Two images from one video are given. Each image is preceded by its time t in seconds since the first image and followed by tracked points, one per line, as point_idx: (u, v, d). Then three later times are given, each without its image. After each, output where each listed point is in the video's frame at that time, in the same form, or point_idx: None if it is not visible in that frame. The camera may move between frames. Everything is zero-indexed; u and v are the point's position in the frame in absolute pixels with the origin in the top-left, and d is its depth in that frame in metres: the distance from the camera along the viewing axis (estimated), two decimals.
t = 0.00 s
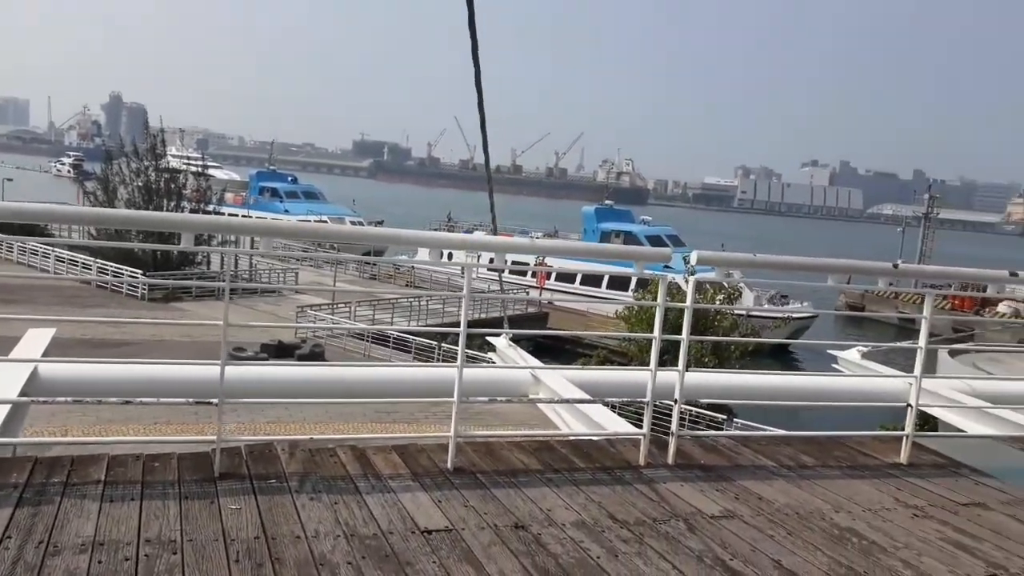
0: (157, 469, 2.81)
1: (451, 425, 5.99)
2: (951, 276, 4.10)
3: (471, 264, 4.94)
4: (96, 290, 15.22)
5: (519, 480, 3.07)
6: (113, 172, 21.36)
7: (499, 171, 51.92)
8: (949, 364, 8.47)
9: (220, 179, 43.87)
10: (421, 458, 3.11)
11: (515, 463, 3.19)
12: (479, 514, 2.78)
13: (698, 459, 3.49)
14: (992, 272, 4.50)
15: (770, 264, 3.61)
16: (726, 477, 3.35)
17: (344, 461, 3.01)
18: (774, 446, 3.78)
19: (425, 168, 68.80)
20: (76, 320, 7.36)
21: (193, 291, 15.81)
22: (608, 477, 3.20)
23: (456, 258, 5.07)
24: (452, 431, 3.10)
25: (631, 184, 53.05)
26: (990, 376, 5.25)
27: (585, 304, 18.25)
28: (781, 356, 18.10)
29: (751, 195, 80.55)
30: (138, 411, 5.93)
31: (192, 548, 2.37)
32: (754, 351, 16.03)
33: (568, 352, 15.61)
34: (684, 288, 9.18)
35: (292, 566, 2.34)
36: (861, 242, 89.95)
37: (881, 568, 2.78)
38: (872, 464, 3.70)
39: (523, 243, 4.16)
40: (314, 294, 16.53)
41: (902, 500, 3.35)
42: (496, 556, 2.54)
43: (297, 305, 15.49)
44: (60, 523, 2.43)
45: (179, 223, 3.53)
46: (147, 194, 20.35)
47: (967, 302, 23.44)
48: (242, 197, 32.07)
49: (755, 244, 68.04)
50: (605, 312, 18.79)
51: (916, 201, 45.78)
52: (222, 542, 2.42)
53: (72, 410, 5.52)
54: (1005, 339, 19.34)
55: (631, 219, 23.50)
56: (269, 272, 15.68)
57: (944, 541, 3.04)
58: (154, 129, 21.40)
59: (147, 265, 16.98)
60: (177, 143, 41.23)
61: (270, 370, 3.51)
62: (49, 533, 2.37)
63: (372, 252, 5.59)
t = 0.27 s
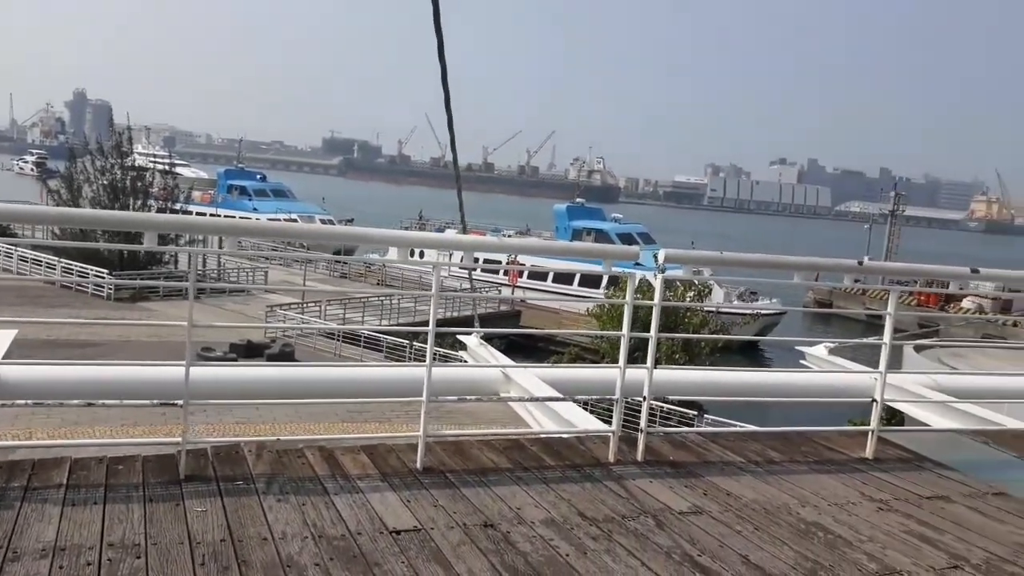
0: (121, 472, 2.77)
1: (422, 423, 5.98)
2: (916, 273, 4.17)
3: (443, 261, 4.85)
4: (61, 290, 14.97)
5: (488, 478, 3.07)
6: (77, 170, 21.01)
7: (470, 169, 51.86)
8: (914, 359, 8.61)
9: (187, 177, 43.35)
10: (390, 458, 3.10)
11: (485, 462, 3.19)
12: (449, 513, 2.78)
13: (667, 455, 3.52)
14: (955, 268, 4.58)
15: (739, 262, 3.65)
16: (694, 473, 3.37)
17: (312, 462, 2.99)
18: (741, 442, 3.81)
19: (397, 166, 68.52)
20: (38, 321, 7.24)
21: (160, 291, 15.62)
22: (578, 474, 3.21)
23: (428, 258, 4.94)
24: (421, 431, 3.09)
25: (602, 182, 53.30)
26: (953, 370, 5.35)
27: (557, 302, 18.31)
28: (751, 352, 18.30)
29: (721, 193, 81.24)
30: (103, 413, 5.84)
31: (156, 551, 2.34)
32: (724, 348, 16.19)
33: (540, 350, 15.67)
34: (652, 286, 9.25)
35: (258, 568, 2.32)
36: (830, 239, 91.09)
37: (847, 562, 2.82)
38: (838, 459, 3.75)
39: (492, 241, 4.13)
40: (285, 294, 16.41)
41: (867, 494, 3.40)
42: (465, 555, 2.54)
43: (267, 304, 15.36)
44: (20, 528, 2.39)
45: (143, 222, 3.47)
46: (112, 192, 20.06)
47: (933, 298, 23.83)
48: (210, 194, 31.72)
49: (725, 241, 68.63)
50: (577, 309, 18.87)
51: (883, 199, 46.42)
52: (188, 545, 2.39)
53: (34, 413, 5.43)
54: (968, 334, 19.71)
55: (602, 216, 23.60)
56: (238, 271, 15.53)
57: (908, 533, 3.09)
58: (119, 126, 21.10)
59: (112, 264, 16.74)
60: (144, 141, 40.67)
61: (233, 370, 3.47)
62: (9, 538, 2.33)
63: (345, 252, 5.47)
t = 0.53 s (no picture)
0: (89, 474, 2.74)
1: (396, 422, 5.96)
2: (885, 270, 4.21)
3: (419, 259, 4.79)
4: (30, 291, 14.74)
5: (463, 477, 3.07)
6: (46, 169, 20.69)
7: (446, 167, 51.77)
8: (885, 354, 8.73)
9: (159, 176, 42.86)
10: (363, 458, 3.10)
11: (459, 461, 3.20)
12: (422, 512, 2.77)
13: (641, 452, 3.54)
14: (925, 265, 4.64)
15: (710, 260, 3.68)
16: (668, 469, 3.40)
17: (284, 462, 2.98)
18: (714, 438, 3.85)
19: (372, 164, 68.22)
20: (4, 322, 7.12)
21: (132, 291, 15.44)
22: (552, 472, 3.22)
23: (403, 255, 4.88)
24: (395, 430, 3.08)
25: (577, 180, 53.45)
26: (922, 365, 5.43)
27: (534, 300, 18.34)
28: (726, 348, 18.45)
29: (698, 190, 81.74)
30: (71, 414, 5.76)
31: (125, 554, 2.31)
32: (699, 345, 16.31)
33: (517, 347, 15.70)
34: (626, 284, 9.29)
35: (228, 570, 2.30)
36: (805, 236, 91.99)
37: (818, 556, 2.85)
38: (809, 454, 3.79)
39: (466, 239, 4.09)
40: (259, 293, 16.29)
41: (838, 489, 3.44)
42: (439, 554, 2.53)
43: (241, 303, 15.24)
44: None
45: (113, 221, 3.42)
46: (82, 191, 19.78)
47: (905, 294, 24.13)
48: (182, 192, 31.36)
49: (701, 238, 69.07)
50: (553, 307, 18.92)
51: (854, 197, 46.97)
52: (157, 548, 2.37)
53: None
54: (937, 329, 20.01)
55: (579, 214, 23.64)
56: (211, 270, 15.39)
57: (877, 527, 3.14)
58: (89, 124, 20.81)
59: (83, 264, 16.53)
60: (114, 139, 40.15)
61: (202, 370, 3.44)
62: None
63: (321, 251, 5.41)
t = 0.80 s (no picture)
0: (55, 476, 2.70)
1: (370, 421, 5.94)
2: (856, 265, 4.25)
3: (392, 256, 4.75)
4: None
5: (435, 475, 3.07)
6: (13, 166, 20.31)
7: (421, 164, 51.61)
8: (856, 350, 8.84)
9: (130, 173, 42.34)
10: (334, 457, 3.08)
11: (431, 459, 3.19)
12: (395, 511, 2.77)
13: (614, 448, 3.56)
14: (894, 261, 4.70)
15: (683, 256, 3.70)
16: (641, 465, 3.41)
17: (255, 462, 2.97)
18: (687, 434, 3.87)
19: (348, 161, 67.85)
20: None
21: (103, 290, 15.23)
22: (526, 469, 3.22)
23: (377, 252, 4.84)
24: (367, 429, 3.07)
25: (553, 177, 53.53)
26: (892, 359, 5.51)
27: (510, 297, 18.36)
28: (701, 344, 18.60)
29: (674, 187, 82.14)
30: (38, 416, 5.67)
31: (91, 558, 2.28)
32: (674, 341, 16.44)
33: (493, 344, 15.73)
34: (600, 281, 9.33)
35: (197, 572, 2.28)
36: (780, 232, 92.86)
37: (789, 550, 2.88)
38: (781, 449, 3.83)
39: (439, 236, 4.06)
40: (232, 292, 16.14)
41: (809, 483, 3.48)
42: (410, 553, 2.53)
43: (214, 302, 15.09)
44: None
45: (80, 219, 3.37)
46: (51, 188, 19.46)
47: (876, 290, 24.48)
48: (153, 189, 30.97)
49: (677, 235, 69.44)
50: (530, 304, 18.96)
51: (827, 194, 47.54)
52: (125, 550, 2.34)
53: None
54: (908, 323, 20.31)
55: (555, 211, 23.68)
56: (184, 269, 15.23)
57: (847, 520, 3.17)
58: (57, 121, 20.47)
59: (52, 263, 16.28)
60: (84, 135, 39.58)
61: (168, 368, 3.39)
62: None
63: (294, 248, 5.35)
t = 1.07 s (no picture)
0: (22, 478, 2.68)
1: (344, 420, 5.93)
2: (827, 263, 4.29)
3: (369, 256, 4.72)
4: None
5: (409, 474, 3.08)
6: None
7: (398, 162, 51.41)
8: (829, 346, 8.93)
9: (102, 171, 41.79)
10: (307, 457, 3.08)
11: (405, 458, 3.20)
12: (367, 510, 2.77)
13: (588, 446, 3.58)
14: (864, 257, 4.76)
15: (656, 254, 3.72)
16: (615, 462, 3.44)
17: (227, 463, 2.96)
18: (660, 431, 3.90)
19: (325, 159, 67.46)
20: None
21: (75, 290, 15.04)
22: (499, 467, 3.23)
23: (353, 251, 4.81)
24: (339, 429, 3.07)
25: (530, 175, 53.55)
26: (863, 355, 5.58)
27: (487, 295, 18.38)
28: (678, 341, 18.72)
29: (652, 185, 82.49)
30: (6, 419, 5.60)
31: (59, 561, 2.27)
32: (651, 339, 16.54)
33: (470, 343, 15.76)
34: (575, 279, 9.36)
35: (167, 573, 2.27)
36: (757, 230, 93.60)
37: (759, 544, 2.91)
38: (753, 445, 3.87)
39: (414, 235, 4.03)
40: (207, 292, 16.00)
41: (780, 478, 3.52)
42: (383, 552, 2.53)
43: (188, 302, 14.95)
44: None
45: (46, 218, 3.32)
46: (21, 187, 19.17)
47: (850, 286, 24.77)
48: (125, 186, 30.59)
49: (655, 233, 69.75)
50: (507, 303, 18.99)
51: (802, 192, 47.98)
52: (93, 552, 2.33)
53: None
54: (881, 319, 20.59)
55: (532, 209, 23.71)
56: (158, 269, 15.08)
57: (817, 514, 3.22)
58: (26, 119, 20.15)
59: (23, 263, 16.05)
60: (54, 133, 39.00)
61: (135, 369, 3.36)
62: None
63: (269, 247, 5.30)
